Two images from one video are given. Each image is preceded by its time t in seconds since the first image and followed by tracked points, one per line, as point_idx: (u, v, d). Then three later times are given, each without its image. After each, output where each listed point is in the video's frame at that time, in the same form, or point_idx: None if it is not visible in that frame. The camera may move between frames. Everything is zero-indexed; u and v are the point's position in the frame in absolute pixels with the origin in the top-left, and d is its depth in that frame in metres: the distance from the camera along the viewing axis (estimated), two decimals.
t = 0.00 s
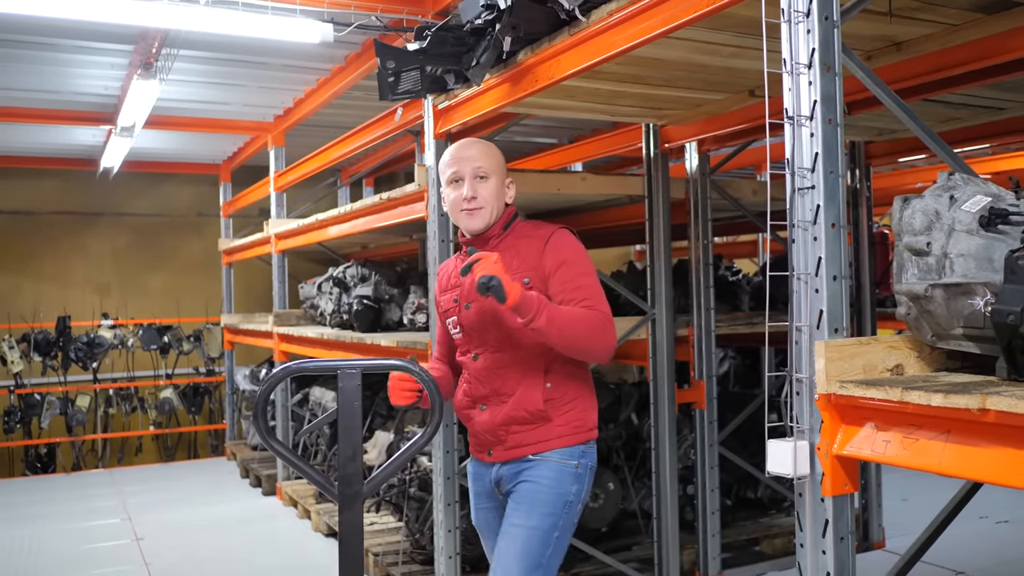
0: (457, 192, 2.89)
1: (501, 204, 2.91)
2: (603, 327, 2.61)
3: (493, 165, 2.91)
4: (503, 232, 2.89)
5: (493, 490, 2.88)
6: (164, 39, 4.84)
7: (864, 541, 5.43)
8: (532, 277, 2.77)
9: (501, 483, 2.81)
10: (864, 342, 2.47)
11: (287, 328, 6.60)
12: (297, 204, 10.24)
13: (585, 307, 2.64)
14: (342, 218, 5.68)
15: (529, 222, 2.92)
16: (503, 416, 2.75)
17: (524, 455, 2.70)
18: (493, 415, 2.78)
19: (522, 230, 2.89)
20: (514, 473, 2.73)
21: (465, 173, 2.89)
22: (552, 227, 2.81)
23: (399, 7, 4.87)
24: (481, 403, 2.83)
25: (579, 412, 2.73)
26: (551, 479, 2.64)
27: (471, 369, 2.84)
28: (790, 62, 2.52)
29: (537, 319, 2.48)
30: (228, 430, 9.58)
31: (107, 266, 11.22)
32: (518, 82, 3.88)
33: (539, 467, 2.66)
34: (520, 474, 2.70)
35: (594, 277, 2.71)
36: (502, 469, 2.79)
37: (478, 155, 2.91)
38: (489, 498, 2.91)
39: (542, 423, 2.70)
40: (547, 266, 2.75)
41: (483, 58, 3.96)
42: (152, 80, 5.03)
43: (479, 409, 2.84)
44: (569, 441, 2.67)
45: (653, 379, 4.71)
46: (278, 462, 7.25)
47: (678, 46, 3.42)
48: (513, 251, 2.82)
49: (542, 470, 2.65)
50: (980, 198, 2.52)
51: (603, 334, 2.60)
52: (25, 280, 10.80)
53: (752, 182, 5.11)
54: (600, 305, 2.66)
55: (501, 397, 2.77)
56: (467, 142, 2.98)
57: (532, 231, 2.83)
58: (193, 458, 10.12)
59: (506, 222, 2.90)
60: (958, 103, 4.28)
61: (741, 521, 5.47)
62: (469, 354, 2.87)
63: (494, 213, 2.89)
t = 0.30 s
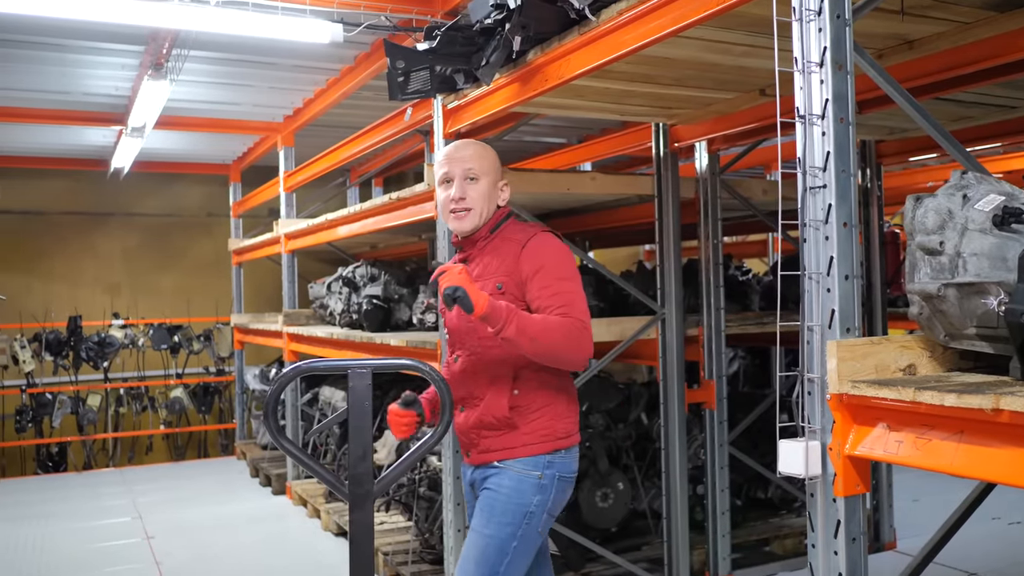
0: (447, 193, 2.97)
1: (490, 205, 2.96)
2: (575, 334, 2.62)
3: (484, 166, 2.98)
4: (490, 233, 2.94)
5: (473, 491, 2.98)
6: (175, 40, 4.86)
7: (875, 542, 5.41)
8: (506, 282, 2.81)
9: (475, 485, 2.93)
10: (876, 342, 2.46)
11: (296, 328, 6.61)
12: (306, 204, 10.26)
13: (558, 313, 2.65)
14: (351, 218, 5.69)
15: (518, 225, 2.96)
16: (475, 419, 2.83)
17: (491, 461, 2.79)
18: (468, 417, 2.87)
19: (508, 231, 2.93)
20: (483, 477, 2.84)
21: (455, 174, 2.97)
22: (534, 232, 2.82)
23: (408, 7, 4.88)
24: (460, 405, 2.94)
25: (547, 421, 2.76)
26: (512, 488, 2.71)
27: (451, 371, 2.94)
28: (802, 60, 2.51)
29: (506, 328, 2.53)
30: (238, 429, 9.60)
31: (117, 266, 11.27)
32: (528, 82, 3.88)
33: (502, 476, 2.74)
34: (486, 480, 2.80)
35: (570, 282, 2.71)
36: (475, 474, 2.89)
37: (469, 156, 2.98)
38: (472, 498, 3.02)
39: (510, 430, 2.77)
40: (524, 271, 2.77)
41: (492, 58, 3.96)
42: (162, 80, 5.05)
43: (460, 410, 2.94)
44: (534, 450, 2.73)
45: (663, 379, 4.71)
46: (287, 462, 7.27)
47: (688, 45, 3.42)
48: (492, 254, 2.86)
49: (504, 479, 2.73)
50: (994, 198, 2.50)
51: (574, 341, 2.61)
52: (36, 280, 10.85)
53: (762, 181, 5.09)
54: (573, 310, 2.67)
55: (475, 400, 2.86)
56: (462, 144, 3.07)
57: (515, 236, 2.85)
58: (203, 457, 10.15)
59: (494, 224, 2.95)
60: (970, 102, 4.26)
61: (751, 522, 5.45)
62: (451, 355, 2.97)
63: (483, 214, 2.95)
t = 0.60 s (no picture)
0: (426, 187, 2.99)
1: (467, 205, 2.97)
2: (537, 347, 2.59)
3: (465, 166, 3.01)
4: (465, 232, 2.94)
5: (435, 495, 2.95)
6: (188, 40, 4.87)
7: (888, 543, 5.38)
8: (468, 289, 2.80)
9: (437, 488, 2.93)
10: (892, 341, 2.44)
11: (308, 327, 6.63)
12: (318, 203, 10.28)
13: (520, 325, 2.63)
14: (363, 218, 5.70)
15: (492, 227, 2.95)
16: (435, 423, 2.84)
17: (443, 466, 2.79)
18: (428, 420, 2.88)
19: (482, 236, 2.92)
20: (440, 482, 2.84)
21: (436, 170, 3.00)
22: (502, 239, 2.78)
23: (420, 7, 4.89)
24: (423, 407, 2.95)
25: (498, 430, 2.75)
26: (462, 497, 2.71)
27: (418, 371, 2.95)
28: (816, 58, 2.50)
29: (468, 343, 2.52)
30: (250, 428, 9.63)
31: (130, 266, 11.32)
32: (540, 81, 3.88)
33: (452, 484, 2.74)
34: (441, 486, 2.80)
35: (534, 294, 2.68)
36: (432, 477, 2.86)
37: (452, 155, 3.02)
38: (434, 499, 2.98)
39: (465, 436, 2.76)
40: (488, 279, 2.74)
41: (505, 57, 3.95)
42: (175, 81, 5.07)
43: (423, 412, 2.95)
44: (484, 458, 2.72)
45: (675, 378, 4.69)
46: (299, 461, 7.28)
47: (701, 44, 3.41)
48: (460, 260, 2.85)
49: (454, 488, 2.73)
50: (1011, 194, 2.48)
51: (535, 354, 2.58)
52: (50, 280, 10.91)
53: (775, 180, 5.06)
54: (535, 323, 2.63)
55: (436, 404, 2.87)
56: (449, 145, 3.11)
57: (485, 242, 2.83)
58: (216, 456, 10.18)
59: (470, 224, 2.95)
60: (985, 100, 4.24)
61: (763, 522, 5.42)
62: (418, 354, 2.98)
63: (459, 213, 2.95)
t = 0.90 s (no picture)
0: (404, 179, 2.90)
1: (444, 200, 2.89)
2: (515, 350, 2.56)
3: (445, 161, 2.93)
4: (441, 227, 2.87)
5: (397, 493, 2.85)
6: (203, 41, 4.89)
7: (905, 544, 5.35)
8: (443, 284, 2.72)
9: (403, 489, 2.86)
10: (910, 341, 2.42)
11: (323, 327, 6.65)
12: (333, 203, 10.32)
13: (497, 329, 2.59)
14: (377, 217, 5.71)
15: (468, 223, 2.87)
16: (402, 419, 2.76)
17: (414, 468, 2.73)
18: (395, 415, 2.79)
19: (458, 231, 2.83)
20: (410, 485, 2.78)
21: (415, 162, 2.91)
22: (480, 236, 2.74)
23: (434, 7, 4.90)
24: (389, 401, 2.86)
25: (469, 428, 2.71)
26: (438, 499, 2.68)
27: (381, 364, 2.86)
28: (834, 56, 2.49)
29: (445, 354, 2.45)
30: (265, 427, 9.66)
31: (145, 266, 11.38)
32: (555, 81, 3.87)
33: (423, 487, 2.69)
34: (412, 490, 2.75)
35: (513, 294, 2.65)
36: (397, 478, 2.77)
37: (432, 148, 2.93)
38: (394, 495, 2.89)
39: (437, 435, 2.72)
40: (464, 277, 2.68)
41: (519, 57, 3.94)
42: (191, 82, 5.09)
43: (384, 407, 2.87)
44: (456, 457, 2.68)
45: (690, 378, 4.68)
46: (313, 460, 7.31)
47: (716, 42, 3.39)
48: (434, 254, 2.77)
49: (427, 492, 2.69)
50: None
51: (512, 356, 2.55)
52: (66, 280, 10.99)
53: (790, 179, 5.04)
54: (514, 324, 2.60)
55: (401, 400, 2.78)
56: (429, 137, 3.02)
57: (462, 238, 2.77)
58: (231, 455, 10.22)
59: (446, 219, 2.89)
60: (1003, 98, 4.21)
61: (778, 522, 5.41)
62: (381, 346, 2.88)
63: (435, 208, 2.87)
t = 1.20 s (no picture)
0: (396, 176, 2.68)
1: (439, 199, 2.69)
2: (521, 351, 2.44)
3: (440, 157, 2.72)
4: (435, 226, 2.68)
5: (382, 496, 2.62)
6: (223, 42, 4.92)
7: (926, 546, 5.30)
8: (444, 284, 2.56)
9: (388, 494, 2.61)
10: (933, 341, 2.41)
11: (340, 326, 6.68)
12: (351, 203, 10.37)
13: (502, 329, 2.46)
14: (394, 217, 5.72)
15: (463, 222, 2.69)
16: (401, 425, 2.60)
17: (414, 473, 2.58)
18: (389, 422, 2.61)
19: (453, 230, 2.65)
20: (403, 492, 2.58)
21: (408, 158, 2.69)
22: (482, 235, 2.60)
23: (452, 7, 4.91)
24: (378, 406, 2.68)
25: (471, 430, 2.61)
26: (444, 502, 2.57)
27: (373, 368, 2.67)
28: (854, 54, 2.47)
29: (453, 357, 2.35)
30: (283, 427, 9.71)
31: (163, 267, 11.45)
32: (573, 80, 3.87)
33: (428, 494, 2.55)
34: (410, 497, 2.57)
35: (517, 294, 2.53)
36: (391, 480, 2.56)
37: (426, 143, 2.72)
38: (373, 498, 2.65)
39: (442, 437, 2.59)
40: (467, 276, 2.54)
41: (537, 56, 3.94)
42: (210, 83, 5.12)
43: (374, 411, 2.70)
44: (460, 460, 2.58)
45: (708, 378, 4.66)
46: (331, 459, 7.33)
47: (735, 41, 3.38)
48: (434, 252, 2.60)
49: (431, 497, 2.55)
50: None
51: (519, 358, 2.43)
52: (87, 280, 11.08)
53: (809, 178, 5.01)
54: (520, 326, 2.47)
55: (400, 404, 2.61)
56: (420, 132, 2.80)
57: (462, 237, 2.62)
58: (250, 454, 10.27)
59: (440, 218, 2.69)
60: None
61: (798, 524, 5.37)
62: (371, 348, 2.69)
63: (429, 206, 2.67)
